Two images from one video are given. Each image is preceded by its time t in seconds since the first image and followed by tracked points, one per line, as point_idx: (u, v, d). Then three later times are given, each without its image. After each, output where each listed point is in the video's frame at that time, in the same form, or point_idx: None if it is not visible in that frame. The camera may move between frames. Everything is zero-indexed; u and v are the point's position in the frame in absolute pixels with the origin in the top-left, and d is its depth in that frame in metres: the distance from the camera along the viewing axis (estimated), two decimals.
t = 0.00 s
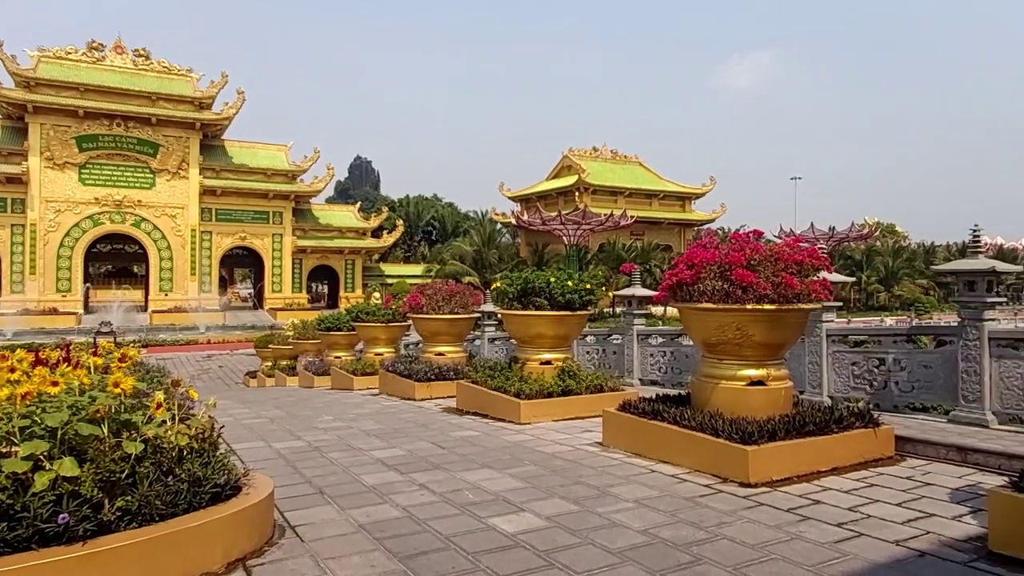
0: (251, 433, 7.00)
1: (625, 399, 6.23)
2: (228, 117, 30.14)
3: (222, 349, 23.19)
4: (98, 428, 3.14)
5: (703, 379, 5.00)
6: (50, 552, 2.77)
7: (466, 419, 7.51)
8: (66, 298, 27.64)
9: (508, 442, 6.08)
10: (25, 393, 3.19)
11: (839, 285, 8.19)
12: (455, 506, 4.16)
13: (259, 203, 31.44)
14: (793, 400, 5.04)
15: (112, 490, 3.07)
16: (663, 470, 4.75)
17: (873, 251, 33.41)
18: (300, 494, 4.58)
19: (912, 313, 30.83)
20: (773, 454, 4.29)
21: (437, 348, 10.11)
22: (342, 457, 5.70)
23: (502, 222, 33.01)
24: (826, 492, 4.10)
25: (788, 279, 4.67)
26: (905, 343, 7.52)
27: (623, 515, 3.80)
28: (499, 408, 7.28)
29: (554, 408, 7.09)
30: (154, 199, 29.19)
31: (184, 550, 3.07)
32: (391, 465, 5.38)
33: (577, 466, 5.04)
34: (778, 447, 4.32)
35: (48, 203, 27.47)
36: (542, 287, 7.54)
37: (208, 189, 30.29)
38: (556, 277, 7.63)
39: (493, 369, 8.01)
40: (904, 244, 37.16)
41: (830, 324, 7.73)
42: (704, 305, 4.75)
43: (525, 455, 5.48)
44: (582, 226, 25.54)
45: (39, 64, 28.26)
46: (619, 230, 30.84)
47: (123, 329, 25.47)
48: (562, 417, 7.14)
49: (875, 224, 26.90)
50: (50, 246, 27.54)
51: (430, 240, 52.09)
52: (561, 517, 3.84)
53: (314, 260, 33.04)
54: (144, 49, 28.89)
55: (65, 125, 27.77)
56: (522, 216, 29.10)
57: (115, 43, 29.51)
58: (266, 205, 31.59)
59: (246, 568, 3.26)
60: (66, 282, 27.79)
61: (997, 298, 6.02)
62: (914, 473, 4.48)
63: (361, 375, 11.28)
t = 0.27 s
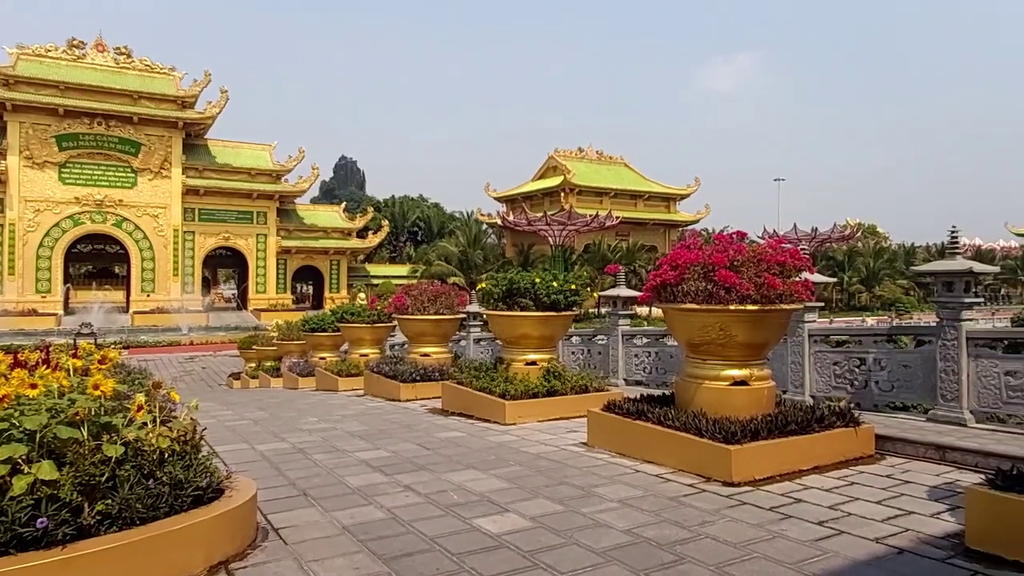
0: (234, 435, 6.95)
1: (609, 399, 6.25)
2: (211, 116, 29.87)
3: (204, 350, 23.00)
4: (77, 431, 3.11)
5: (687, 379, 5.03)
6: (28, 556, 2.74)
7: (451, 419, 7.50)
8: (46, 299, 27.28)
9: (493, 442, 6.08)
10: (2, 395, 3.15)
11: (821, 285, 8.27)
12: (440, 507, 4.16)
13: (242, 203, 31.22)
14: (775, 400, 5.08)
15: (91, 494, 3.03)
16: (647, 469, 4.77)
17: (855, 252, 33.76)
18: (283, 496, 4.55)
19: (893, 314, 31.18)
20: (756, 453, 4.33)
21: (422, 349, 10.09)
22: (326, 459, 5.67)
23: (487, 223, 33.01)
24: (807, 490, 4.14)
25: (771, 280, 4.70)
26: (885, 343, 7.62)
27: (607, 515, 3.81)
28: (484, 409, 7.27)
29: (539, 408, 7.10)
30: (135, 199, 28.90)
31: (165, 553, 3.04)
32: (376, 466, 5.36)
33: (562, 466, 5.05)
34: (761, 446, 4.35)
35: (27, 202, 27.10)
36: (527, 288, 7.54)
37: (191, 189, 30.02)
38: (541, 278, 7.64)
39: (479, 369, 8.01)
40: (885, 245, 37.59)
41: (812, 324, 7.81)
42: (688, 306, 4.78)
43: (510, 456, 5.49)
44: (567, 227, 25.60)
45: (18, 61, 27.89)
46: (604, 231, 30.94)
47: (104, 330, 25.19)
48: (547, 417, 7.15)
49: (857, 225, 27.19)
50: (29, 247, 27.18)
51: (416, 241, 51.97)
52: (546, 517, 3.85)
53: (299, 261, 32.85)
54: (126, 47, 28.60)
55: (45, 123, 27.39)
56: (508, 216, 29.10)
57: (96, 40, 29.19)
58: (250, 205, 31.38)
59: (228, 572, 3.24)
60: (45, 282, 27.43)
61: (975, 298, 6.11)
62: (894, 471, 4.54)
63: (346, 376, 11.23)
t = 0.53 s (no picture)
0: (217, 437, 6.89)
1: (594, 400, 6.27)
2: (194, 115, 29.62)
3: (187, 351, 22.80)
4: (56, 434, 3.07)
5: (671, 379, 5.05)
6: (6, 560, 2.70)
7: (437, 420, 7.49)
8: (25, 300, 26.91)
9: (478, 443, 6.07)
10: None
11: (803, 285, 8.35)
12: (425, 508, 4.15)
13: (226, 203, 30.98)
14: (758, 399, 5.12)
15: (71, 497, 3.00)
16: (632, 469, 4.79)
17: (837, 253, 34.09)
18: (267, 498, 4.52)
19: (874, 313, 31.53)
20: (739, 452, 4.36)
21: (407, 349, 10.06)
22: (310, 460, 5.65)
23: (473, 223, 32.98)
24: (789, 489, 4.17)
25: (754, 280, 4.74)
26: (866, 342, 7.70)
27: (591, 515, 3.83)
28: (469, 409, 7.27)
29: (524, 408, 7.10)
30: (117, 198, 28.60)
31: (146, 556, 3.02)
32: (361, 467, 5.34)
33: (547, 466, 5.06)
34: (743, 445, 4.39)
35: (5, 201, 26.73)
36: (512, 288, 7.54)
37: (174, 188, 29.75)
38: (526, 278, 7.64)
39: (464, 369, 8.00)
40: (867, 245, 37.99)
41: (795, 323, 7.87)
42: (672, 306, 4.80)
43: (495, 456, 5.49)
44: (553, 227, 25.66)
45: None
46: (590, 231, 31.03)
47: (85, 331, 24.90)
48: (532, 418, 7.15)
49: (840, 225, 27.47)
50: (8, 246, 26.81)
51: (401, 241, 51.82)
52: (531, 517, 3.86)
53: (283, 261, 32.66)
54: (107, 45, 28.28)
55: (24, 121, 26.92)
56: (493, 216, 29.09)
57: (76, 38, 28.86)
58: (234, 205, 31.15)
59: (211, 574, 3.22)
60: (25, 283, 27.06)
61: (953, 298, 6.19)
62: (874, 469, 4.59)
63: (331, 377, 11.18)
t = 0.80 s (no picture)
0: (200, 439, 6.83)
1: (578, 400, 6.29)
2: (176, 113, 29.36)
3: (169, 352, 22.59)
4: (33, 437, 3.03)
5: (655, 379, 5.07)
6: None
7: (422, 421, 7.47)
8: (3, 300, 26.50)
9: (463, 443, 6.07)
10: None
11: (786, 285, 8.41)
12: (409, 509, 4.14)
13: (209, 202, 30.73)
14: (741, 399, 5.15)
15: (49, 500, 2.96)
16: (616, 469, 4.81)
17: (819, 254, 34.39)
18: (249, 500, 4.49)
19: (856, 314, 31.85)
20: (722, 452, 4.39)
21: (392, 350, 10.04)
22: (294, 462, 5.61)
23: (459, 223, 32.93)
24: (771, 488, 4.21)
25: (736, 281, 4.77)
26: (847, 342, 7.78)
27: (575, 515, 3.84)
28: (454, 410, 7.26)
29: (509, 408, 7.11)
30: (98, 198, 28.29)
31: (125, 561, 2.98)
32: (345, 468, 5.32)
33: (532, 467, 5.06)
34: (727, 445, 4.42)
35: None
36: (497, 288, 7.55)
37: (156, 187, 29.47)
38: (511, 278, 7.65)
39: (449, 370, 7.99)
40: (849, 246, 38.37)
41: (777, 324, 7.94)
42: (656, 307, 4.82)
43: (480, 456, 5.48)
44: (538, 227, 25.69)
45: None
46: (575, 232, 31.08)
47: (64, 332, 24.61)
48: (517, 418, 7.15)
49: (823, 227, 27.74)
50: None
51: (387, 241, 51.62)
52: (515, 518, 3.86)
53: (267, 261, 32.44)
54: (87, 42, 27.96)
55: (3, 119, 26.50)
56: (479, 216, 29.07)
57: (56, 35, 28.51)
58: (218, 204, 30.93)
59: None
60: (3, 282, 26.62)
61: (931, 298, 6.27)
62: (855, 468, 4.64)
63: (316, 378, 11.12)
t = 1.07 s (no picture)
0: (181, 441, 6.76)
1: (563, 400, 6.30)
2: (158, 112, 29.07)
3: (151, 353, 22.36)
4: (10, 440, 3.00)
5: (639, 380, 5.09)
6: None
7: (405, 421, 7.45)
8: None
9: (447, 444, 6.06)
10: None
11: (768, 286, 8.49)
12: (392, 511, 4.13)
13: (192, 202, 30.46)
14: (724, 399, 5.19)
15: (26, 505, 2.93)
16: (600, 469, 4.82)
17: (801, 255, 34.75)
18: (231, 503, 4.45)
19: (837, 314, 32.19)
20: (705, 452, 4.42)
21: (377, 350, 10.01)
22: (277, 464, 5.57)
23: (444, 223, 32.89)
24: (753, 487, 4.24)
25: (719, 282, 4.80)
26: (828, 343, 7.85)
27: (559, 516, 3.84)
28: (439, 411, 7.25)
29: (493, 409, 7.10)
30: (77, 197, 27.94)
31: (105, 566, 2.95)
32: (328, 470, 5.29)
33: (516, 467, 5.06)
34: (710, 445, 4.45)
35: None
36: (482, 289, 7.54)
37: (136, 187, 29.16)
38: (496, 279, 7.64)
39: (434, 371, 7.97)
40: (830, 247, 38.80)
41: (760, 325, 8.00)
42: (639, 308, 4.84)
43: (464, 457, 5.48)
44: (523, 228, 25.74)
45: None
46: (560, 232, 31.17)
47: (43, 333, 24.25)
48: (501, 419, 7.15)
49: (805, 227, 28.02)
50: None
51: (371, 241, 51.44)
52: (499, 519, 3.86)
53: (250, 261, 32.18)
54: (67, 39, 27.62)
55: None
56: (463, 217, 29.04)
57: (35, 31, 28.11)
58: (200, 204, 30.66)
59: None
60: None
61: (910, 299, 6.36)
62: (835, 467, 4.69)
63: (299, 379, 11.06)
